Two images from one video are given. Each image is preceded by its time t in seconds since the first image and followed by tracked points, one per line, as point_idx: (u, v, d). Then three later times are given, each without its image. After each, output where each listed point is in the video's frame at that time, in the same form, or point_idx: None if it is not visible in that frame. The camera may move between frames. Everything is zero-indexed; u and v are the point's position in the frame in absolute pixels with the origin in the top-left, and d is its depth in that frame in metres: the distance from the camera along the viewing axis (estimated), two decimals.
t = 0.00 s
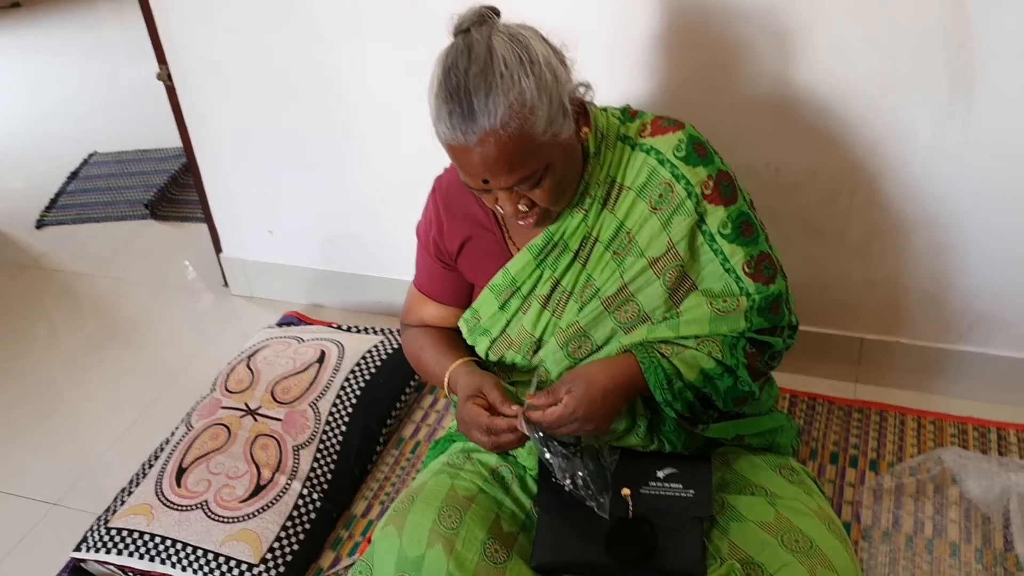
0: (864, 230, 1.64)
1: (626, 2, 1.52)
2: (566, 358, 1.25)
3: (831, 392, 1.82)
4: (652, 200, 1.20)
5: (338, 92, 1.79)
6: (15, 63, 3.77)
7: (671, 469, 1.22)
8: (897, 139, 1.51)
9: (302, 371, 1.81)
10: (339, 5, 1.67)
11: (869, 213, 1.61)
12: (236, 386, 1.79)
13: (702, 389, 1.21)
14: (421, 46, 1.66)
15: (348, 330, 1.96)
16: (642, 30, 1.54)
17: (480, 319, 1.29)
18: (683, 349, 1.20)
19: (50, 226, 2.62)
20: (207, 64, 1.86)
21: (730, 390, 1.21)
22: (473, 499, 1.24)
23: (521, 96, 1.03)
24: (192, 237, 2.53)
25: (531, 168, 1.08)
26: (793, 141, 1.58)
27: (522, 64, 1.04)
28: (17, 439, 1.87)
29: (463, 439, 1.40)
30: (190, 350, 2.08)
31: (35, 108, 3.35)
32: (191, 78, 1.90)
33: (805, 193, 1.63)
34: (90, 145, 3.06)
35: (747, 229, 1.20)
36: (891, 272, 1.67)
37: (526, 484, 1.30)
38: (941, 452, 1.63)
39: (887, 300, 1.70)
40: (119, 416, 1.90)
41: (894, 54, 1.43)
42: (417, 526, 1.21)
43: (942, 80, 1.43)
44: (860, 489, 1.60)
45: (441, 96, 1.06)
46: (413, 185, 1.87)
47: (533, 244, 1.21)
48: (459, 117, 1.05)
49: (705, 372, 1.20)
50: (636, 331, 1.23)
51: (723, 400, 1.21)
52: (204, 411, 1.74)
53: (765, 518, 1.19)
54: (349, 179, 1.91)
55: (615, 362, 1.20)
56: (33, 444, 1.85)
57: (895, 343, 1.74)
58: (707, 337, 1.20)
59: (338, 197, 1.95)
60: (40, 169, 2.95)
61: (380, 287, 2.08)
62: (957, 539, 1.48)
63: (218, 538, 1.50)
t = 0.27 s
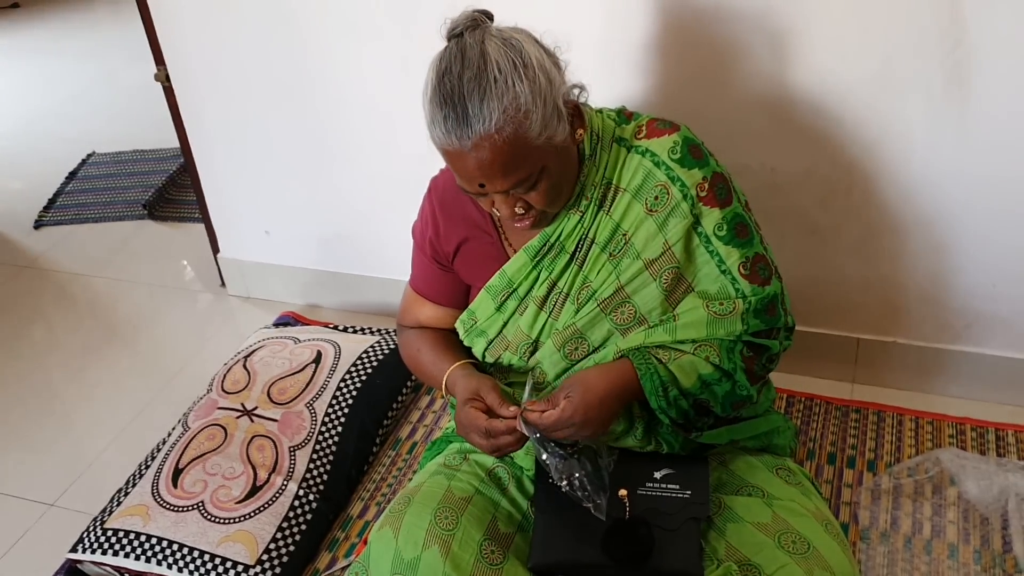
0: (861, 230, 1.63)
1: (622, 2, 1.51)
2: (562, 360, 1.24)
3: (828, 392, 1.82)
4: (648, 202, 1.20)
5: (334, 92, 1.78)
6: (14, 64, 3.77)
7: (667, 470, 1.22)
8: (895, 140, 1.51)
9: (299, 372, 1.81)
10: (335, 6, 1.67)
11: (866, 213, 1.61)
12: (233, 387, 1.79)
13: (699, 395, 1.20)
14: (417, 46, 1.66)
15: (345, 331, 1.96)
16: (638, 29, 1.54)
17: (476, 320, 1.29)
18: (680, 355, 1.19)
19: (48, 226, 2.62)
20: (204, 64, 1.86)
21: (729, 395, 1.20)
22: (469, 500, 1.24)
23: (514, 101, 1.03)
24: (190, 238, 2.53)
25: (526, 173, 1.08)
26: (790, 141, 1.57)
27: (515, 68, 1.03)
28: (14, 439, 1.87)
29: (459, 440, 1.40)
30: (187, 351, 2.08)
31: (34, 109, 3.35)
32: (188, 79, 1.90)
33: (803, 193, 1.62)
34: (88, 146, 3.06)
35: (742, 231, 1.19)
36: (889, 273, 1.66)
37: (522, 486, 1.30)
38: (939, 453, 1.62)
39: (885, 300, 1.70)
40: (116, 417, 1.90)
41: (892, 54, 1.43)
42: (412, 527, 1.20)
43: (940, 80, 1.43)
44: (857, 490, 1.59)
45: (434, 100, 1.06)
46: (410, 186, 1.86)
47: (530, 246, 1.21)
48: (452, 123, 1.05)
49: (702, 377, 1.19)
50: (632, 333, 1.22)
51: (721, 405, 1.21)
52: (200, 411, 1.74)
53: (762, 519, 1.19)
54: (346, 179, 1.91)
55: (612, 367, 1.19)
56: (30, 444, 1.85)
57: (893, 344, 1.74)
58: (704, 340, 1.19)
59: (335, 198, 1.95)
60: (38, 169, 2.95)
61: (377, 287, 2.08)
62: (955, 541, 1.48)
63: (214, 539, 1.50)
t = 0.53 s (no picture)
0: (863, 231, 1.63)
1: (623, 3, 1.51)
2: (563, 361, 1.24)
3: (829, 393, 1.82)
4: (648, 203, 1.20)
5: (335, 93, 1.79)
6: (15, 64, 3.77)
7: (668, 470, 1.22)
8: (896, 141, 1.51)
9: (300, 372, 1.81)
10: (337, 7, 1.67)
11: (868, 214, 1.61)
12: (234, 387, 1.79)
13: (701, 391, 1.20)
14: (418, 47, 1.66)
15: (346, 331, 1.96)
16: (640, 31, 1.54)
17: (477, 321, 1.29)
18: (680, 351, 1.19)
19: (49, 226, 2.62)
20: (206, 64, 1.86)
21: (730, 391, 1.20)
22: (470, 500, 1.24)
23: (512, 105, 1.03)
24: (191, 238, 2.53)
25: (525, 175, 1.08)
26: (791, 143, 1.57)
27: (513, 71, 1.04)
28: (16, 439, 1.87)
29: (461, 440, 1.40)
30: (188, 350, 2.08)
31: (35, 109, 3.35)
32: (189, 79, 1.90)
33: (804, 194, 1.62)
34: (89, 146, 3.06)
35: (743, 232, 1.19)
36: (890, 274, 1.66)
37: (523, 486, 1.30)
38: (940, 454, 1.62)
39: (885, 301, 1.70)
40: (118, 417, 1.90)
41: (893, 55, 1.43)
42: (414, 527, 1.20)
43: (941, 81, 1.43)
44: (859, 491, 1.59)
45: (433, 105, 1.06)
46: (411, 186, 1.86)
47: (530, 247, 1.21)
48: (451, 127, 1.05)
49: (703, 374, 1.19)
50: (633, 333, 1.22)
51: (722, 400, 1.20)
52: (201, 411, 1.74)
53: (763, 519, 1.19)
54: (347, 180, 1.91)
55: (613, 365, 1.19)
56: (31, 444, 1.85)
57: (894, 345, 1.74)
58: (704, 339, 1.19)
59: (336, 198, 1.95)
60: (39, 169, 2.95)
61: (378, 287, 2.08)
62: (956, 542, 1.48)
63: (216, 539, 1.50)
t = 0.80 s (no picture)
0: (861, 231, 1.63)
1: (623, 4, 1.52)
2: (563, 360, 1.25)
3: (828, 392, 1.82)
4: (647, 203, 1.20)
5: (335, 93, 1.79)
6: (12, 63, 3.77)
7: (668, 470, 1.22)
8: (895, 141, 1.51)
9: (299, 371, 1.81)
10: (336, 7, 1.67)
11: (866, 214, 1.61)
12: (233, 386, 1.79)
13: (700, 390, 1.21)
14: (418, 47, 1.66)
15: (345, 330, 1.96)
16: (640, 31, 1.54)
17: (476, 321, 1.29)
18: (680, 350, 1.19)
19: (48, 225, 2.62)
20: (204, 64, 1.86)
21: (729, 390, 1.20)
22: (471, 500, 1.24)
23: (511, 105, 1.04)
24: (190, 237, 2.53)
25: (525, 175, 1.08)
26: (789, 143, 1.58)
27: (511, 71, 1.04)
28: (15, 438, 1.86)
29: (460, 439, 1.40)
30: (187, 350, 2.08)
31: (33, 108, 3.35)
32: (188, 79, 1.90)
33: (804, 194, 1.63)
34: (87, 146, 3.06)
35: (742, 231, 1.19)
36: (889, 274, 1.67)
37: (523, 485, 1.30)
38: (938, 454, 1.63)
39: (884, 301, 1.70)
40: (116, 416, 1.90)
41: (892, 56, 1.43)
42: (414, 526, 1.21)
43: (939, 82, 1.43)
44: (857, 490, 1.60)
45: (432, 106, 1.06)
46: (410, 186, 1.87)
47: (530, 247, 1.22)
48: (451, 128, 1.05)
49: (703, 372, 1.20)
50: (632, 333, 1.23)
51: (721, 398, 1.21)
52: (200, 410, 1.74)
53: (762, 519, 1.19)
54: (346, 179, 1.91)
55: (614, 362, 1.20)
56: (30, 443, 1.85)
57: (892, 344, 1.74)
58: (704, 339, 1.20)
59: (335, 197, 1.95)
60: (37, 168, 2.94)
61: (377, 287, 2.08)
62: (954, 541, 1.48)
63: (215, 538, 1.50)
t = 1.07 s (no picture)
0: (857, 231, 1.64)
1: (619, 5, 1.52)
2: (559, 361, 1.24)
3: (823, 393, 1.82)
4: (644, 203, 1.20)
5: (331, 93, 1.78)
6: (8, 64, 3.76)
7: (664, 471, 1.22)
8: (890, 142, 1.52)
9: (295, 372, 1.81)
10: (332, 8, 1.67)
11: (862, 215, 1.61)
12: (229, 386, 1.79)
13: (695, 392, 1.21)
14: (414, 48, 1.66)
15: (340, 330, 1.96)
16: (636, 32, 1.54)
17: (473, 321, 1.29)
18: (676, 352, 1.20)
19: (43, 226, 2.62)
20: (200, 64, 1.85)
21: (724, 392, 1.21)
22: (466, 500, 1.24)
23: (511, 106, 1.04)
24: (186, 237, 2.53)
25: (524, 177, 1.08)
26: (785, 144, 1.58)
27: (511, 73, 1.04)
28: (10, 440, 1.86)
29: (456, 440, 1.40)
30: (183, 350, 2.08)
31: (28, 108, 3.34)
32: (184, 80, 1.89)
33: (799, 195, 1.63)
34: (83, 146, 3.05)
35: (738, 231, 1.19)
36: (884, 274, 1.67)
37: (518, 486, 1.30)
38: (933, 454, 1.63)
39: (879, 301, 1.70)
40: (112, 417, 1.90)
41: (887, 57, 1.43)
42: (410, 527, 1.21)
43: (934, 83, 1.43)
44: (852, 490, 1.60)
45: (431, 107, 1.06)
46: (406, 187, 1.87)
47: (527, 248, 1.22)
48: (450, 129, 1.05)
49: (699, 374, 1.20)
50: (629, 333, 1.23)
51: (717, 399, 1.21)
52: (196, 411, 1.74)
53: (757, 519, 1.19)
54: (342, 180, 1.91)
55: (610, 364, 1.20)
56: (25, 444, 1.84)
57: (888, 345, 1.74)
58: (700, 341, 1.20)
59: (332, 198, 1.95)
60: (33, 169, 2.94)
61: (373, 287, 2.08)
62: (949, 541, 1.48)
63: (210, 539, 1.50)
